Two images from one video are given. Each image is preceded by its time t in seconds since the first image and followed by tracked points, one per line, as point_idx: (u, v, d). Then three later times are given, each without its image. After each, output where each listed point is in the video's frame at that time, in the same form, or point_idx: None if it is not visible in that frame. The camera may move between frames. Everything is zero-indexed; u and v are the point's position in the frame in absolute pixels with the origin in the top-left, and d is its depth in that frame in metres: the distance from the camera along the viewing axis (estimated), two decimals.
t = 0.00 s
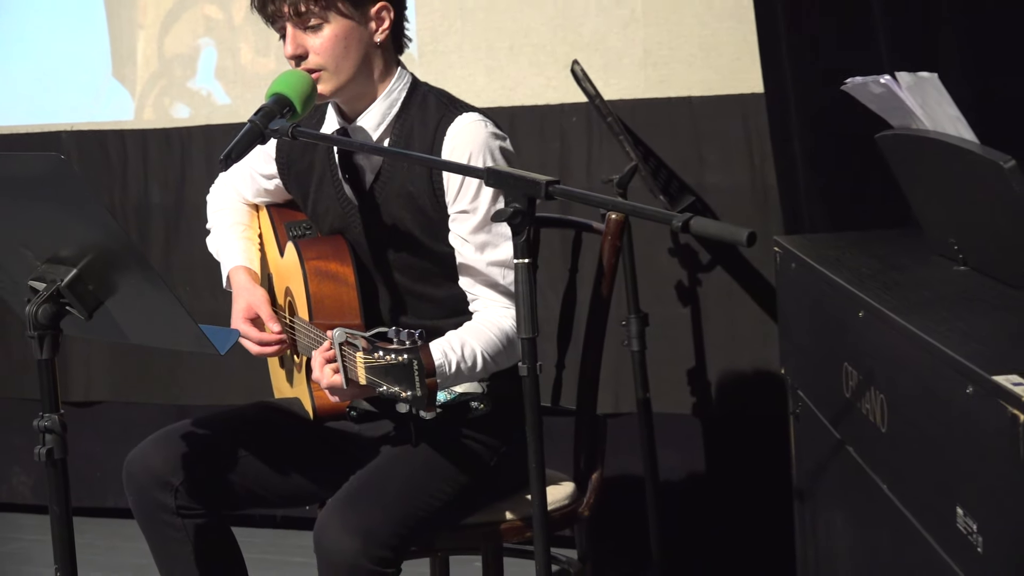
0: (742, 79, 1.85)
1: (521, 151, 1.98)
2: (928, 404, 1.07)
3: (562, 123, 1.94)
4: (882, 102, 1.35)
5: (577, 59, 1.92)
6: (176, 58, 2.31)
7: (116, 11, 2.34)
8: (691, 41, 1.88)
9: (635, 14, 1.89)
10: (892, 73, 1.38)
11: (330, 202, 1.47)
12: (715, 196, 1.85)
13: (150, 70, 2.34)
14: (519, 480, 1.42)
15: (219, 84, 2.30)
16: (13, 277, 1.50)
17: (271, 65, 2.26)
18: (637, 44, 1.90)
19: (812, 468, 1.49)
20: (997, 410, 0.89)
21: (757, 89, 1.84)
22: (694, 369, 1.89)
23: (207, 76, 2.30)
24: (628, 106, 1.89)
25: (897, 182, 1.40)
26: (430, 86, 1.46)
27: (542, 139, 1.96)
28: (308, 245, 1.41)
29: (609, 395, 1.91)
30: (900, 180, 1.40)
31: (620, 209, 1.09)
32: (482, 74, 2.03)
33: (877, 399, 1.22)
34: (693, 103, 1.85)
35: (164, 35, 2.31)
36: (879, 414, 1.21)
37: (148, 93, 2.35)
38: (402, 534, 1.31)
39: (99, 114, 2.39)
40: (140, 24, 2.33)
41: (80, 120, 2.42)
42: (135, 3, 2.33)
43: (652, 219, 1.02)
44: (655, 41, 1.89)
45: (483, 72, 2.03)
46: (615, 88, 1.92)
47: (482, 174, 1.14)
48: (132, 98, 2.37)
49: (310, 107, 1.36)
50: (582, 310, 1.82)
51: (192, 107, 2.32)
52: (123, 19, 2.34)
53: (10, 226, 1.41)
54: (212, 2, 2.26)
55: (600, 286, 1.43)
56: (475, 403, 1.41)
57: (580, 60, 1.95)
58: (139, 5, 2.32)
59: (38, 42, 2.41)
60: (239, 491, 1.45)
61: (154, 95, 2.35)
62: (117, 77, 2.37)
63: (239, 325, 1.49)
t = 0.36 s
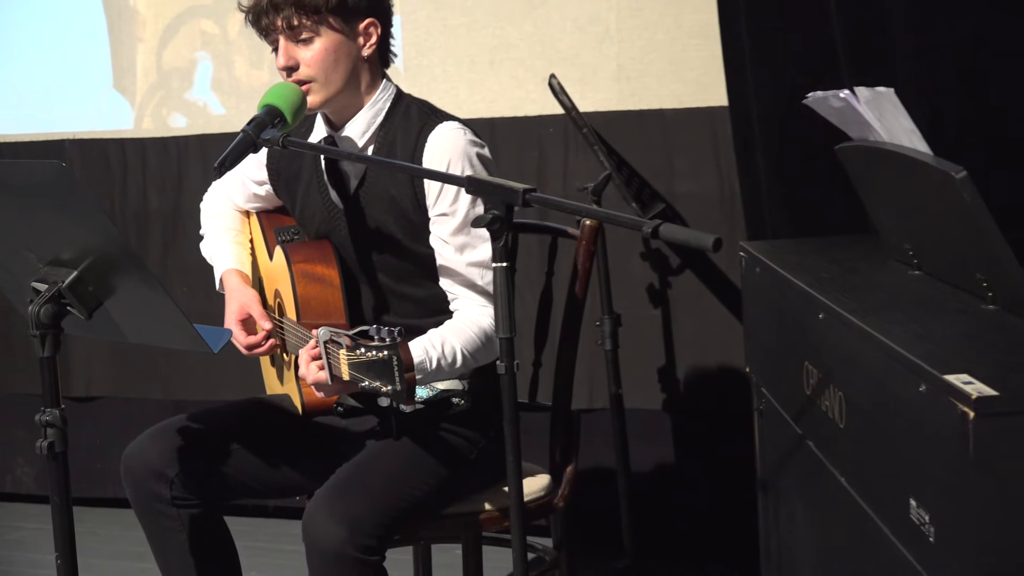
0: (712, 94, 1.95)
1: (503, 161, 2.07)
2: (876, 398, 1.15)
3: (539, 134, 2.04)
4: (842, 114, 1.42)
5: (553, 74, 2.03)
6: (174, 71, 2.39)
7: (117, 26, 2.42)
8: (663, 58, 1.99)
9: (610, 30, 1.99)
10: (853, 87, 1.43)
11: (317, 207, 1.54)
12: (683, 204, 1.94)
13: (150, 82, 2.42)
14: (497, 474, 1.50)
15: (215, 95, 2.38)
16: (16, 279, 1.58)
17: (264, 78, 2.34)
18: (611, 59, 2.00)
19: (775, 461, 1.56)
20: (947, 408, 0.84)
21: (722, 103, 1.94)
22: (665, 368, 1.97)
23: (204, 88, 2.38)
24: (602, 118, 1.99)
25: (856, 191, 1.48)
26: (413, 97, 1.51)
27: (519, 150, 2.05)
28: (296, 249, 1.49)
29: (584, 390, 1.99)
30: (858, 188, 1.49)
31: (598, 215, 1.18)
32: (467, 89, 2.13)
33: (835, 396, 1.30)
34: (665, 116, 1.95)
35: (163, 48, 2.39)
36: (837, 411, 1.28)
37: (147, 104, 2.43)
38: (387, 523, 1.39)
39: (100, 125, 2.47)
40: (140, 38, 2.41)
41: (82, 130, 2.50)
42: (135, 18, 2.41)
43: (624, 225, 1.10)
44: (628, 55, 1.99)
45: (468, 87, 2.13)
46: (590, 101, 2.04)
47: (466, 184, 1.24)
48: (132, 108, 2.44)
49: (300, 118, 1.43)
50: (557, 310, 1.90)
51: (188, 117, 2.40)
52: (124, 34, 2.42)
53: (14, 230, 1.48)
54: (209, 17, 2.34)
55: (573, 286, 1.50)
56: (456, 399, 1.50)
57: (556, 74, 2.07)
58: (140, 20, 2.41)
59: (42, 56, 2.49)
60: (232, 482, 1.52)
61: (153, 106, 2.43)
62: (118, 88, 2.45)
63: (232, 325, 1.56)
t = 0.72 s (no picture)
0: (682, 117, 2.07)
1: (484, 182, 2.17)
2: (834, 408, 1.22)
3: (518, 155, 2.16)
4: (805, 139, 1.50)
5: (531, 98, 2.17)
6: (172, 96, 2.51)
7: (118, 53, 2.54)
8: (635, 84, 2.11)
9: (586, 57, 2.13)
10: (815, 113, 1.50)
11: (307, 227, 1.62)
12: (654, 222, 2.06)
13: (149, 106, 2.53)
14: (478, 478, 1.58)
15: (211, 119, 2.49)
16: (20, 295, 1.66)
17: (258, 103, 2.45)
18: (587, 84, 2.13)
19: (742, 466, 1.64)
20: (900, 417, 0.90)
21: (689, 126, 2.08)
22: (638, 377, 2.05)
23: (201, 112, 2.49)
24: (578, 141, 2.11)
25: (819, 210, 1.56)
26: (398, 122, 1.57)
27: (501, 170, 2.18)
28: (286, 266, 1.56)
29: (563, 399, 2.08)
30: (821, 208, 1.56)
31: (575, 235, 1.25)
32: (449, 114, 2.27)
33: (799, 407, 1.37)
34: (639, 139, 2.06)
35: (162, 73, 2.51)
36: (801, 421, 1.35)
37: (146, 127, 2.54)
38: (373, 528, 1.46)
39: (102, 147, 2.57)
40: (140, 64, 2.52)
41: (85, 152, 2.60)
42: (135, 45, 2.52)
43: (599, 243, 1.16)
44: (602, 82, 2.12)
45: (449, 113, 2.27)
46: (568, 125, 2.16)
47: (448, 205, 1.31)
48: (132, 131, 2.55)
49: (292, 141, 1.49)
50: (536, 322, 1.97)
51: (186, 141, 2.51)
52: (125, 61, 2.53)
53: (19, 248, 1.56)
54: (205, 45, 2.46)
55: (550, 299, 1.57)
56: (440, 408, 1.58)
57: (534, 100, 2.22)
58: (140, 47, 2.52)
59: (46, 82, 2.60)
60: (226, 488, 1.59)
61: (152, 130, 2.54)
62: (120, 112, 2.56)
63: (226, 339, 1.63)
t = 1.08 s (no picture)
0: (657, 139, 2.21)
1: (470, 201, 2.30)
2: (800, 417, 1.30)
3: (504, 176, 2.28)
4: (775, 161, 1.57)
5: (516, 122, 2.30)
6: (175, 119, 2.66)
7: (123, 79, 2.69)
8: (614, 109, 2.26)
9: (567, 82, 2.27)
10: (785, 136, 1.58)
11: (301, 246, 1.70)
12: (635, 239, 2.17)
13: (153, 130, 2.68)
14: (466, 483, 1.66)
15: (212, 142, 2.64)
16: (30, 310, 1.74)
17: (256, 126, 2.60)
18: (570, 107, 2.27)
19: (717, 471, 1.72)
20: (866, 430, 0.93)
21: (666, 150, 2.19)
22: (618, 387, 2.14)
23: (202, 135, 2.64)
24: (561, 162, 2.22)
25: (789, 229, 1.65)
26: (387, 146, 1.66)
27: (488, 190, 2.29)
28: (281, 284, 1.63)
29: (547, 407, 2.17)
30: (791, 227, 1.63)
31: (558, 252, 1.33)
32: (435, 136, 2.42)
33: (770, 415, 1.44)
34: (617, 161, 2.18)
35: (165, 99, 2.66)
36: (772, 429, 1.41)
37: (150, 149, 2.69)
38: (366, 530, 1.55)
39: (108, 169, 2.73)
40: (144, 90, 2.68)
41: (93, 173, 2.75)
42: (139, 72, 2.67)
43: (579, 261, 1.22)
44: (584, 105, 2.26)
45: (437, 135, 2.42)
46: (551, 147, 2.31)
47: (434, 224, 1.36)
48: (136, 153, 2.71)
49: (287, 164, 1.56)
50: (520, 334, 2.05)
51: (188, 162, 2.66)
52: (130, 87, 2.68)
53: (28, 267, 1.64)
54: (206, 72, 2.61)
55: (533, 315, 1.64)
56: (429, 417, 1.66)
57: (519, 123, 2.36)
58: (144, 74, 2.67)
59: (57, 107, 2.75)
60: (226, 494, 1.67)
61: (156, 152, 2.69)
62: (124, 136, 2.71)
63: (224, 352, 1.71)
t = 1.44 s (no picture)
0: (636, 154, 2.32)
1: (459, 213, 2.42)
2: (769, 417, 1.38)
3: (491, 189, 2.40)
4: (748, 174, 1.65)
5: (502, 138, 2.43)
6: (178, 135, 2.79)
7: (129, 97, 2.82)
8: (593, 125, 2.37)
9: (551, 101, 2.40)
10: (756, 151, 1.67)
11: (297, 256, 1.79)
12: (615, 249, 2.26)
13: (157, 145, 2.81)
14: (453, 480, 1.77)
15: (213, 156, 2.76)
16: (39, 317, 1.83)
17: (256, 142, 2.73)
18: (552, 124, 2.40)
19: (694, 469, 1.80)
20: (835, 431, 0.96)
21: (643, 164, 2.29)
22: (599, 389, 2.23)
23: (204, 150, 2.77)
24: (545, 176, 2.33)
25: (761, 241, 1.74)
26: (379, 161, 1.75)
27: (474, 202, 2.42)
28: (279, 292, 1.71)
29: (532, 408, 2.26)
30: (763, 238, 1.72)
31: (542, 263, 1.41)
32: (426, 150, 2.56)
33: (743, 416, 1.51)
34: (598, 174, 2.28)
35: (169, 116, 2.79)
36: (745, 430, 1.49)
37: (155, 163, 2.82)
38: (359, 525, 1.63)
39: (115, 182, 2.86)
40: (149, 108, 2.81)
41: (99, 186, 2.88)
42: (145, 91, 2.81)
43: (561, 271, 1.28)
44: (567, 122, 2.39)
45: (427, 148, 2.55)
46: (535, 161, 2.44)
47: (425, 237, 1.43)
48: (141, 167, 2.84)
49: (285, 178, 1.64)
50: (506, 340, 2.13)
51: (190, 175, 2.79)
52: (135, 106, 2.82)
53: (38, 277, 1.73)
54: (207, 91, 2.74)
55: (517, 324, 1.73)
56: (419, 419, 1.76)
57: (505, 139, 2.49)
58: (149, 92, 2.80)
59: (67, 124, 2.89)
60: (226, 491, 1.76)
61: (160, 166, 2.82)
62: (130, 151, 2.84)
63: (224, 357, 1.79)
